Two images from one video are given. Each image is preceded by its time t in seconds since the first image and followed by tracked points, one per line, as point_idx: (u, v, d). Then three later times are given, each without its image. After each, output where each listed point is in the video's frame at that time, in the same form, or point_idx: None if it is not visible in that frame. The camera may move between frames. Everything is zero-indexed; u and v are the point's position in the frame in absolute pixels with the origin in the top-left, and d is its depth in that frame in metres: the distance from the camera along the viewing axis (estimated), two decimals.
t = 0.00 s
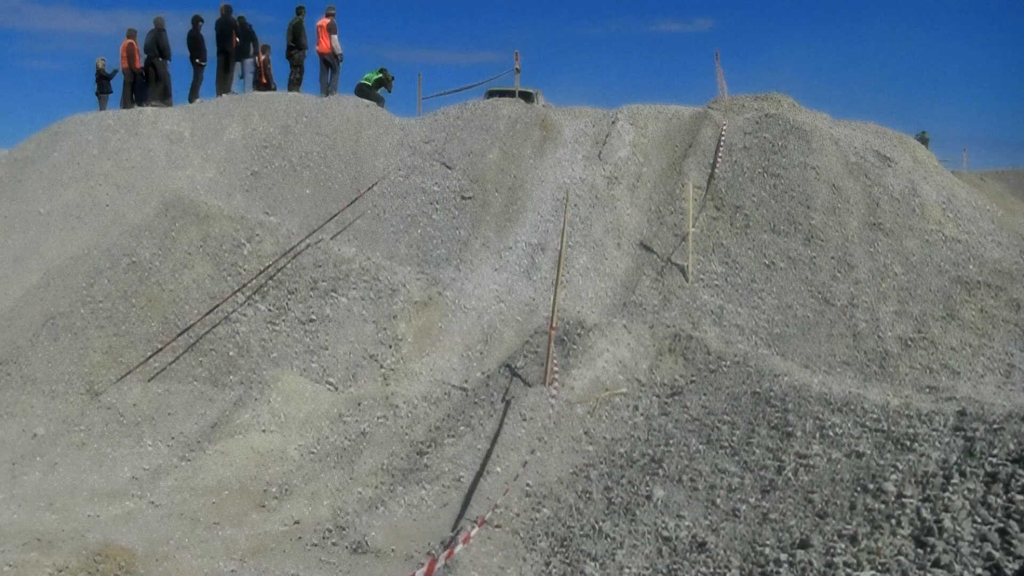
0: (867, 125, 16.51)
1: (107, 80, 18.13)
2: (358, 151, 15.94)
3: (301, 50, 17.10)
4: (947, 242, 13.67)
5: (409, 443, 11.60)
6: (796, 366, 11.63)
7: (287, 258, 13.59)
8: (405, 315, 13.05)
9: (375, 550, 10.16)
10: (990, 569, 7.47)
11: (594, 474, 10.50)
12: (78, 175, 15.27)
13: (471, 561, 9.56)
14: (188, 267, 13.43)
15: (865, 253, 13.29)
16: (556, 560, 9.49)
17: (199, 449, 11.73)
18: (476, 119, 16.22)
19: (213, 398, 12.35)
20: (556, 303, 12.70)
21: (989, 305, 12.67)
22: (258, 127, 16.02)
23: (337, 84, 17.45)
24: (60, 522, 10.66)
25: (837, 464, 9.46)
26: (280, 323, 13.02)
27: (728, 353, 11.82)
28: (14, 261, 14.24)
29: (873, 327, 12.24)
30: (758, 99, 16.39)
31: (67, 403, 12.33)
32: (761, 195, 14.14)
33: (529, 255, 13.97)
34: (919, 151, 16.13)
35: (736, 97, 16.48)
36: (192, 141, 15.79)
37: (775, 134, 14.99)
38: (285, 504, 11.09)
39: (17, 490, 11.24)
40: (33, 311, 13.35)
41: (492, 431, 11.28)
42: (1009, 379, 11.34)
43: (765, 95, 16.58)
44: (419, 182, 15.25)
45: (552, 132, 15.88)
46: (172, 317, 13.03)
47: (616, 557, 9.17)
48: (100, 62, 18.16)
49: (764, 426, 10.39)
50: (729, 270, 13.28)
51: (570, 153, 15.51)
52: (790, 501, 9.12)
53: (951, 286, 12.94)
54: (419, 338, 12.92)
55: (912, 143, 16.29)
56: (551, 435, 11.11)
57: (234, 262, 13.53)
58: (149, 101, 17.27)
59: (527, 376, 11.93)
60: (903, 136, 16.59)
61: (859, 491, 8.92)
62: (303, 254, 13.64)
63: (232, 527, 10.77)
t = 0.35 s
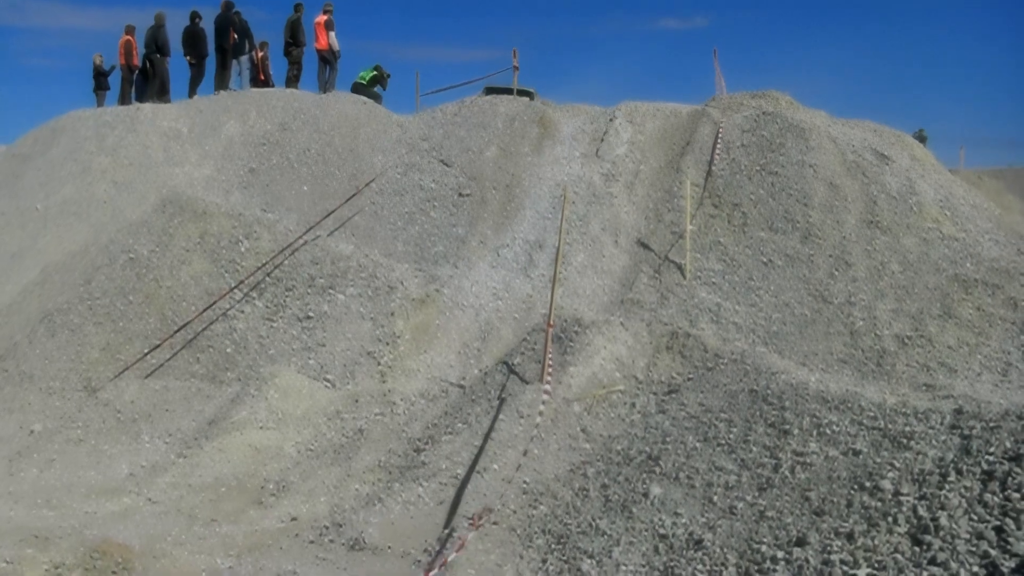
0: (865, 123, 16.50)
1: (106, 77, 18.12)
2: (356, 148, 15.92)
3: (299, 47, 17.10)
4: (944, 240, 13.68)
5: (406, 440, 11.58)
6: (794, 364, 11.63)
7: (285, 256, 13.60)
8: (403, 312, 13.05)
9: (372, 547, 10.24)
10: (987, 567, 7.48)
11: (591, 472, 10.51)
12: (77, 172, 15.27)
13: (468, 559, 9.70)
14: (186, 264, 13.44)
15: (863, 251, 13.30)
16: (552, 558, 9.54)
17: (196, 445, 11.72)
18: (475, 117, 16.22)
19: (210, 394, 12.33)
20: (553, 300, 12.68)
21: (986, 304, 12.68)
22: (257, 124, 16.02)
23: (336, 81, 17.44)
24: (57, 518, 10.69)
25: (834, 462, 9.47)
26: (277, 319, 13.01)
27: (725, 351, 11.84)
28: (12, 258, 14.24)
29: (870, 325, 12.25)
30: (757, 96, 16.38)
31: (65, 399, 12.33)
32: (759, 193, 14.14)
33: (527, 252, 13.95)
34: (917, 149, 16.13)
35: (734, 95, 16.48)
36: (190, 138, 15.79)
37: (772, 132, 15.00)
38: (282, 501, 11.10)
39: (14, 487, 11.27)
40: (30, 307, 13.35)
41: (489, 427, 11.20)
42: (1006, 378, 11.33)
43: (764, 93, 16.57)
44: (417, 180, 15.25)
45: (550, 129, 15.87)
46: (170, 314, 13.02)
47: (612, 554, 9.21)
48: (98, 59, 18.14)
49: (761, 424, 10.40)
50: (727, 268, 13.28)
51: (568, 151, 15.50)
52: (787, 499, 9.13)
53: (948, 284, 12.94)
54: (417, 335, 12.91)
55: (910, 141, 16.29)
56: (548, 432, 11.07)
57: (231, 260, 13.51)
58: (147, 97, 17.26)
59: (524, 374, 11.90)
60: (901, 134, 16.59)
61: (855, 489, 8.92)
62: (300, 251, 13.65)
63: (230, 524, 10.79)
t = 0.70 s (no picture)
0: (870, 121, 16.47)
1: (110, 75, 18.15)
2: (360, 146, 15.93)
3: (304, 45, 17.10)
4: (949, 238, 13.66)
5: (411, 438, 11.58)
6: (799, 362, 11.62)
7: (289, 253, 13.59)
8: (408, 310, 13.05)
9: (376, 545, 10.22)
10: (991, 566, 7.48)
11: (596, 470, 10.51)
12: (81, 170, 15.29)
13: (472, 557, 9.63)
14: (190, 261, 13.43)
15: (868, 250, 13.29)
16: (557, 556, 9.50)
17: (201, 443, 11.73)
18: (479, 115, 16.22)
19: (215, 392, 12.33)
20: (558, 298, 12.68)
21: (991, 302, 12.66)
22: (261, 122, 16.02)
23: (340, 78, 17.45)
24: (61, 515, 10.71)
25: (839, 460, 9.47)
26: (282, 317, 13.00)
27: (730, 349, 11.83)
28: (17, 255, 14.26)
29: (875, 323, 12.24)
30: (762, 94, 16.35)
31: (70, 397, 12.36)
32: (764, 191, 14.13)
33: (531, 250, 13.94)
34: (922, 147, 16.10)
35: (739, 93, 16.46)
36: (195, 136, 15.80)
37: (777, 130, 14.98)
38: (287, 498, 11.10)
39: (19, 484, 11.28)
40: (35, 305, 13.37)
41: (495, 426, 11.28)
42: (1011, 376, 11.30)
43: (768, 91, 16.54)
44: (421, 178, 15.25)
45: (554, 127, 15.86)
46: (175, 311, 13.03)
47: (617, 552, 9.19)
48: (102, 56, 18.16)
49: (766, 422, 10.40)
50: (732, 266, 13.27)
51: (573, 148, 15.48)
52: (791, 497, 9.13)
53: (953, 283, 12.93)
54: (422, 333, 12.91)
55: (915, 140, 16.26)
56: (553, 429, 11.11)
57: (236, 257, 13.51)
58: (151, 95, 17.27)
59: (529, 371, 11.93)
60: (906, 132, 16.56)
61: (860, 487, 8.91)
62: (305, 248, 13.64)
63: (235, 521, 10.80)
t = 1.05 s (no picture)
0: (869, 125, 16.49)
1: (110, 82, 18.15)
2: (360, 152, 15.95)
3: (303, 51, 17.11)
4: (950, 242, 13.67)
5: (412, 444, 11.60)
6: (800, 366, 11.62)
7: (289, 260, 13.59)
8: (408, 316, 13.05)
9: (377, 551, 10.18)
10: (993, 569, 7.44)
11: (597, 475, 10.51)
12: (81, 177, 15.30)
13: (473, 562, 9.62)
14: (190, 268, 13.45)
15: (868, 253, 13.29)
16: (558, 561, 9.47)
17: (202, 450, 11.73)
18: (479, 120, 16.23)
19: (216, 399, 12.33)
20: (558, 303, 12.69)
21: (991, 305, 12.67)
22: (261, 128, 16.05)
23: (340, 85, 17.48)
24: (63, 523, 10.71)
25: (839, 464, 9.47)
26: (283, 323, 13.00)
27: (730, 353, 11.83)
28: (17, 263, 14.27)
29: (875, 327, 12.25)
30: (762, 98, 16.37)
31: (70, 404, 12.36)
32: (764, 195, 14.13)
33: (532, 255, 13.94)
34: (922, 151, 16.10)
35: (739, 97, 16.47)
36: (195, 142, 15.81)
37: (776, 134, 14.99)
38: (288, 504, 11.11)
39: (20, 491, 11.28)
40: (36, 312, 13.39)
41: (496, 431, 11.30)
42: (1013, 379, 11.28)
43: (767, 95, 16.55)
44: (421, 184, 15.27)
45: (554, 132, 15.88)
46: (175, 318, 13.03)
47: (618, 557, 9.15)
48: (102, 63, 18.17)
49: (767, 427, 10.40)
50: (732, 271, 13.28)
51: (572, 154, 15.50)
52: (792, 502, 9.12)
53: (954, 286, 12.93)
54: (422, 339, 12.90)
55: (915, 143, 16.26)
56: (554, 435, 11.11)
57: (236, 264, 13.51)
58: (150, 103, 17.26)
59: (530, 377, 11.96)
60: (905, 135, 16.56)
61: (861, 491, 8.90)
62: (305, 255, 13.64)
63: (236, 528, 10.80)
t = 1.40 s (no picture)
0: (869, 135, 16.49)
1: (110, 96, 18.18)
2: (360, 165, 15.96)
3: (303, 65, 17.13)
4: (950, 252, 13.66)
5: (413, 457, 11.57)
6: (801, 378, 11.61)
7: (290, 273, 13.60)
8: (409, 329, 13.05)
9: (379, 566, 10.14)
10: None
11: (598, 488, 10.50)
12: (82, 191, 15.32)
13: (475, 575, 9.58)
14: (191, 282, 13.45)
15: (869, 264, 13.29)
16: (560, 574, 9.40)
17: (203, 464, 11.71)
18: (479, 133, 16.26)
19: (217, 413, 12.32)
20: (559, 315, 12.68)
21: (993, 315, 12.65)
22: (262, 141, 16.07)
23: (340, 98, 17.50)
24: (64, 538, 10.71)
25: (841, 476, 9.45)
26: (284, 337, 13.00)
27: (731, 365, 11.82)
28: (18, 276, 14.28)
29: (876, 338, 12.24)
30: (762, 109, 16.38)
31: (71, 419, 12.36)
32: (764, 206, 14.14)
33: (532, 268, 13.94)
34: (922, 161, 16.11)
35: (738, 108, 16.48)
36: (196, 156, 15.83)
37: (776, 145, 15.02)
38: (290, 518, 11.09)
39: (21, 506, 11.28)
40: (37, 327, 13.39)
41: (497, 444, 11.29)
42: (1015, 389, 11.25)
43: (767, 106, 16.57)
44: (422, 196, 15.28)
45: (554, 145, 15.91)
46: (176, 332, 13.03)
47: (620, 570, 9.08)
48: (102, 77, 18.19)
49: (768, 439, 10.38)
50: (733, 282, 13.27)
51: (573, 166, 15.51)
52: (794, 514, 9.10)
53: (955, 296, 12.93)
54: (423, 352, 12.90)
55: (915, 153, 16.27)
56: (555, 448, 11.11)
57: (237, 277, 13.51)
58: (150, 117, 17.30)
59: (531, 391, 11.95)
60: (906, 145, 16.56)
61: (863, 503, 8.88)
62: (306, 268, 13.65)
63: (237, 542, 10.79)
